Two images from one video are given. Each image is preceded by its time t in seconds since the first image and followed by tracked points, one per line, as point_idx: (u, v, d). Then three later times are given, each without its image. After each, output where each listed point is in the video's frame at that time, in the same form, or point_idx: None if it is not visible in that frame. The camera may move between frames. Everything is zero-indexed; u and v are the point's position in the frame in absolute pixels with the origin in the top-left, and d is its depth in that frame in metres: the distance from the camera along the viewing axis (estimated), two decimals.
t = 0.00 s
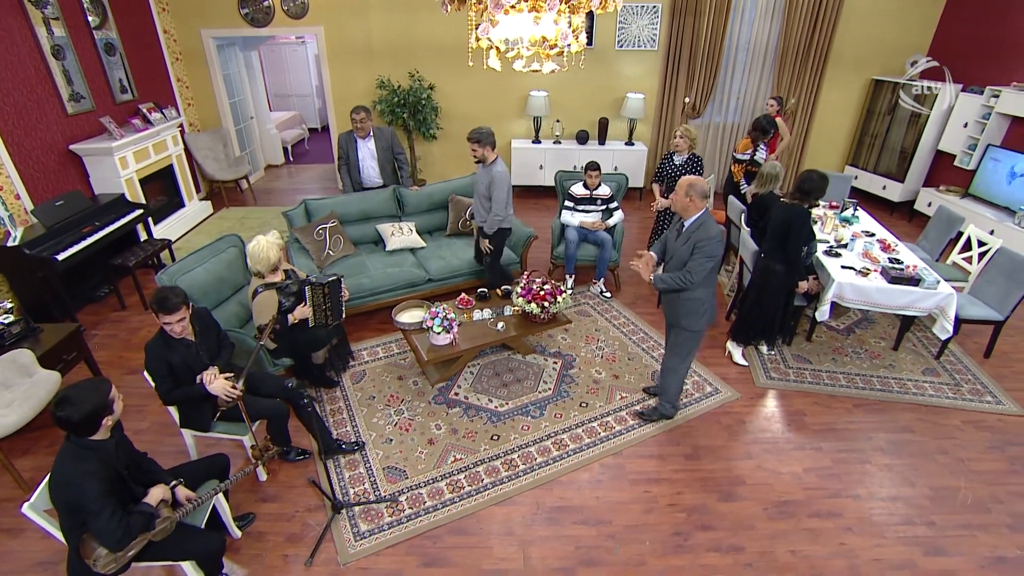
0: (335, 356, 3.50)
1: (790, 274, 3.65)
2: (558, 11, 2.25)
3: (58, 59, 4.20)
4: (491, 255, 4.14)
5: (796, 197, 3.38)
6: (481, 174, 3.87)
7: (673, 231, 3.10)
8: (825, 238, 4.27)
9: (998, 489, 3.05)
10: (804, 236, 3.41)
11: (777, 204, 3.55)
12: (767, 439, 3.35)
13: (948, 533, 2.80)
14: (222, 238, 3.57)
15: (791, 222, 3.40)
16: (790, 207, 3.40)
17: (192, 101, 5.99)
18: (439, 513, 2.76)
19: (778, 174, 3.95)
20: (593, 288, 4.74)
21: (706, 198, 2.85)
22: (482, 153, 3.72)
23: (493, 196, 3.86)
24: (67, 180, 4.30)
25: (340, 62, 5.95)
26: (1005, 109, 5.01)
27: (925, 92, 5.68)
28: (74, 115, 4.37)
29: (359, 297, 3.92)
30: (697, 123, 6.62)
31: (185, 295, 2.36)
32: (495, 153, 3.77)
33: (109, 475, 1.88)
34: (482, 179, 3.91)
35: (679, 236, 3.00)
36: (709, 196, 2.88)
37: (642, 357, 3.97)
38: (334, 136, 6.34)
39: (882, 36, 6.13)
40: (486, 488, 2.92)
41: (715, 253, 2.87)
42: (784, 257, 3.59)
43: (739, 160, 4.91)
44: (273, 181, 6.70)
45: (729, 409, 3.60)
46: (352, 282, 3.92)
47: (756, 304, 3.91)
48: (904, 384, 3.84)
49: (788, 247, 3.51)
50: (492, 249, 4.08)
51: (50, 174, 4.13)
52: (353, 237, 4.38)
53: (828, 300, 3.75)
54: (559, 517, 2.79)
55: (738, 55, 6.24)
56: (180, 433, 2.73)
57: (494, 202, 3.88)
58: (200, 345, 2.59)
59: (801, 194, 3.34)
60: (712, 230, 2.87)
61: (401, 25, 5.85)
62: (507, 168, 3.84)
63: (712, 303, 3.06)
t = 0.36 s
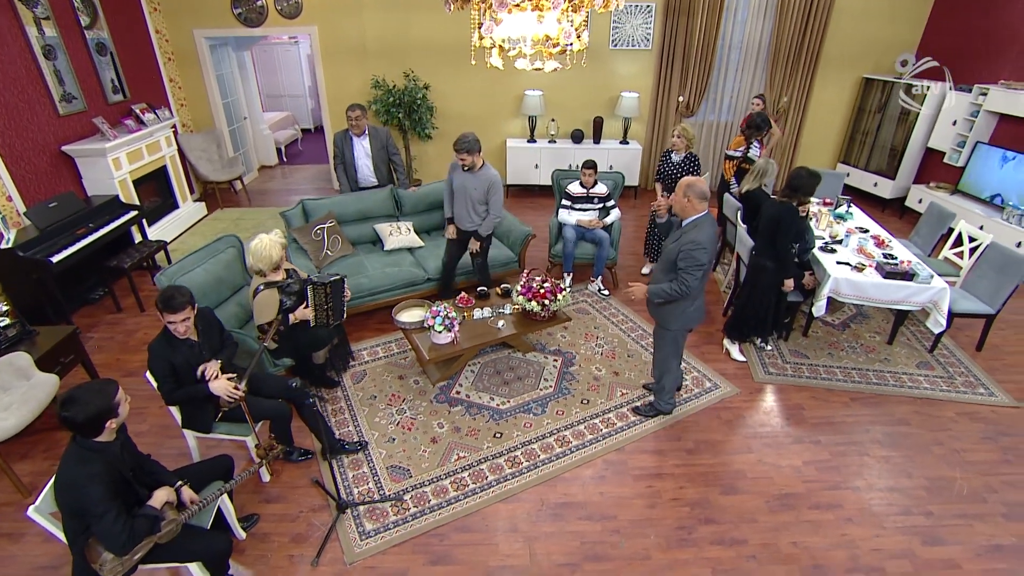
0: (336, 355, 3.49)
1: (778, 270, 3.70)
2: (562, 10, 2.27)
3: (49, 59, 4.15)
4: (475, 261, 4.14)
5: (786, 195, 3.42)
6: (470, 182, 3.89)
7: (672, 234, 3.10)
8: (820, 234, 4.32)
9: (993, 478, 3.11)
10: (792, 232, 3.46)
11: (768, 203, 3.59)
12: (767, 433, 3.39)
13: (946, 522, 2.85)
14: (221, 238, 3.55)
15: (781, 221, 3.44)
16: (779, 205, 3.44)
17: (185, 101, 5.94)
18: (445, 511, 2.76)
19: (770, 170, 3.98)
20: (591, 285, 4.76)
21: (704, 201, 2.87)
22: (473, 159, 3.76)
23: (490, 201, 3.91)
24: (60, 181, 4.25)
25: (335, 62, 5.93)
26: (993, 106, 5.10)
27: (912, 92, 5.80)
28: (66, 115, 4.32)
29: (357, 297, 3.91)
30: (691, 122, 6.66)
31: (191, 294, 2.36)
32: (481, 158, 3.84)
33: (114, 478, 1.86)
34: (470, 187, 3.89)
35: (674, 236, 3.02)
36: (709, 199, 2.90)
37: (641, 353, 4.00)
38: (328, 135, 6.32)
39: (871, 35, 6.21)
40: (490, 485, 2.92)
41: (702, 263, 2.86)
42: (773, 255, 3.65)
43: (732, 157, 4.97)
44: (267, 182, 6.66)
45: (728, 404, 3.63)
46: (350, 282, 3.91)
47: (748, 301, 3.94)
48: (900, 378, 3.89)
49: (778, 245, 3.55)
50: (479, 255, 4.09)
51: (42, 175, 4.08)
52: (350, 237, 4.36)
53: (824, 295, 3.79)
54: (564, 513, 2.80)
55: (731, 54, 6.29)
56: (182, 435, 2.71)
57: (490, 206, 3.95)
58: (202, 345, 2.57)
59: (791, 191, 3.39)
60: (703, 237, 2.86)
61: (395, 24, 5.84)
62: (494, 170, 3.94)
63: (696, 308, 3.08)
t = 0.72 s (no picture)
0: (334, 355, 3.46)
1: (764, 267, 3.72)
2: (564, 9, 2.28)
3: (40, 59, 4.11)
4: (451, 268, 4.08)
5: (774, 192, 3.47)
6: (441, 191, 3.84)
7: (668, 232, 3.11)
8: (816, 231, 4.36)
9: (987, 469, 3.16)
10: (778, 231, 3.47)
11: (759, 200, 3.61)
12: (766, 428, 3.42)
13: (943, 512, 2.89)
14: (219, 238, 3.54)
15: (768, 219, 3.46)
16: (768, 202, 3.48)
17: (177, 101, 5.90)
18: (449, 509, 2.76)
19: (762, 169, 4.03)
20: (588, 283, 4.78)
21: (698, 199, 2.90)
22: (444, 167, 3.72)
23: (465, 204, 3.94)
24: (52, 182, 4.20)
25: (329, 62, 5.91)
26: (981, 104, 5.18)
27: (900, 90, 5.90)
28: (58, 116, 4.27)
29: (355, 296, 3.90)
30: (685, 120, 6.70)
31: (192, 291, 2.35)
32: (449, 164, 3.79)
33: (127, 475, 1.85)
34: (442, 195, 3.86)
35: (668, 234, 3.04)
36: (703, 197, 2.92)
37: (640, 350, 4.02)
38: (323, 135, 6.29)
39: (862, 35, 6.29)
40: (493, 483, 2.93)
41: (695, 261, 2.87)
42: (759, 253, 3.67)
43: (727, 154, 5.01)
44: (261, 183, 6.62)
45: (728, 399, 3.66)
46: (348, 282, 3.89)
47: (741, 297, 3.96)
48: (895, 372, 3.94)
49: (765, 242, 3.57)
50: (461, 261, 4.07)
51: (34, 176, 4.03)
52: (348, 237, 4.35)
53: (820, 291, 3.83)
54: (568, 509, 2.81)
55: (724, 53, 6.34)
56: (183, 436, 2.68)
57: (464, 209, 3.98)
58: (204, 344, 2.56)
59: (777, 186, 3.45)
60: (695, 236, 2.87)
61: (390, 23, 5.82)
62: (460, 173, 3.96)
63: (691, 304, 3.08)
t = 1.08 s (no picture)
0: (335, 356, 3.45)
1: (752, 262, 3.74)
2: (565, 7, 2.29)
3: (31, 59, 4.06)
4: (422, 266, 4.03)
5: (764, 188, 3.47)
6: (393, 197, 3.75)
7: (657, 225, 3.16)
8: (810, 227, 4.41)
9: (981, 459, 3.21)
10: (765, 228, 3.50)
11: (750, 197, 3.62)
12: (764, 422, 3.46)
13: (939, 502, 2.94)
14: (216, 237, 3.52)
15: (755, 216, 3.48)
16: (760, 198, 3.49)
17: (170, 102, 5.86)
18: (453, 507, 2.77)
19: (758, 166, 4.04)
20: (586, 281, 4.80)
21: (684, 192, 2.94)
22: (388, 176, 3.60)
23: (421, 204, 3.86)
24: (44, 183, 4.15)
25: (323, 62, 5.89)
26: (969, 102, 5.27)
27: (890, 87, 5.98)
28: (49, 116, 4.22)
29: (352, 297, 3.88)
30: (678, 119, 6.75)
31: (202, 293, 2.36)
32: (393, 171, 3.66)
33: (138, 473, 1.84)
34: (394, 202, 3.78)
35: (656, 228, 3.08)
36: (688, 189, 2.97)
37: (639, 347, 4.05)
38: (317, 135, 6.27)
39: (852, 34, 6.36)
40: (496, 480, 2.93)
41: (684, 252, 2.91)
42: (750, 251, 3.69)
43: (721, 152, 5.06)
44: (255, 184, 6.59)
45: (726, 394, 3.69)
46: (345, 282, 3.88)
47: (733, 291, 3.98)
48: (889, 365, 4.00)
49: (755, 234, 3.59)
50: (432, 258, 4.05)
51: (26, 178, 3.98)
52: (345, 236, 4.34)
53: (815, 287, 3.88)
54: (572, 505, 2.82)
55: (716, 52, 6.40)
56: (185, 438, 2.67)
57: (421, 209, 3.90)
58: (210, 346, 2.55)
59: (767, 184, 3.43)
60: (683, 227, 2.91)
61: (384, 22, 5.81)
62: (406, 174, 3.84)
63: (683, 295, 3.11)
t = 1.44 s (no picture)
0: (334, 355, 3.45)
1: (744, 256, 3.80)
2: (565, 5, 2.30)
3: (21, 59, 4.02)
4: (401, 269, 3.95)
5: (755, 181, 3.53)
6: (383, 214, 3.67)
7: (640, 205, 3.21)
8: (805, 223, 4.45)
9: (974, 450, 3.26)
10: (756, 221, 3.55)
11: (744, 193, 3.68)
12: (762, 416, 3.49)
13: (935, 492, 2.98)
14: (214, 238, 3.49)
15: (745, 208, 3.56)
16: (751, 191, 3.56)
17: (161, 102, 5.81)
18: (455, 504, 2.77)
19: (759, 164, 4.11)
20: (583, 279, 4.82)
21: (664, 175, 2.98)
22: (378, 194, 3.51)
23: (413, 216, 3.80)
24: (35, 185, 4.10)
25: (317, 61, 5.87)
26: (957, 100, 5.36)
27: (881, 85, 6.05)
28: (40, 117, 4.18)
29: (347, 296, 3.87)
30: (671, 118, 6.80)
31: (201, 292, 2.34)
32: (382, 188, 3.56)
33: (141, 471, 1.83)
34: (384, 218, 3.70)
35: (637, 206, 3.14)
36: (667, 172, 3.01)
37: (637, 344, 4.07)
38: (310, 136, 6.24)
39: (842, 32, 6.43)
40: (498, 477, 2.94)
41: (660, 229, 2.97)
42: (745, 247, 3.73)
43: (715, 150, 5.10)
44: (249, 184, 6.55)
45: (724, 390, 3.72)
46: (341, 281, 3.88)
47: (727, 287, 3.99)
48: (883, 359, 4.05)
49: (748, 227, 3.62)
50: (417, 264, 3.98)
51: (17, 178, 3.94)
52: (341, 236, 4.33)
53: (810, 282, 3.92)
54: (574, 500, 2.84)
55: (708, 51, 6.45)
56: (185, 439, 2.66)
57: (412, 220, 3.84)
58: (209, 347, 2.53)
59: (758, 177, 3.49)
60: (660, 206, 2.96)
61: (378, 21, 5.80)
62: (395, 188, 3.73)
63: (663, 274, 3.17)
